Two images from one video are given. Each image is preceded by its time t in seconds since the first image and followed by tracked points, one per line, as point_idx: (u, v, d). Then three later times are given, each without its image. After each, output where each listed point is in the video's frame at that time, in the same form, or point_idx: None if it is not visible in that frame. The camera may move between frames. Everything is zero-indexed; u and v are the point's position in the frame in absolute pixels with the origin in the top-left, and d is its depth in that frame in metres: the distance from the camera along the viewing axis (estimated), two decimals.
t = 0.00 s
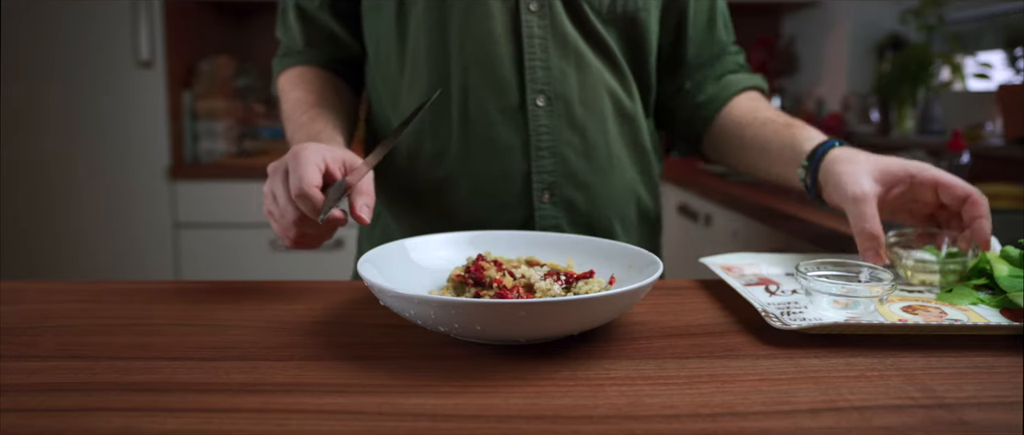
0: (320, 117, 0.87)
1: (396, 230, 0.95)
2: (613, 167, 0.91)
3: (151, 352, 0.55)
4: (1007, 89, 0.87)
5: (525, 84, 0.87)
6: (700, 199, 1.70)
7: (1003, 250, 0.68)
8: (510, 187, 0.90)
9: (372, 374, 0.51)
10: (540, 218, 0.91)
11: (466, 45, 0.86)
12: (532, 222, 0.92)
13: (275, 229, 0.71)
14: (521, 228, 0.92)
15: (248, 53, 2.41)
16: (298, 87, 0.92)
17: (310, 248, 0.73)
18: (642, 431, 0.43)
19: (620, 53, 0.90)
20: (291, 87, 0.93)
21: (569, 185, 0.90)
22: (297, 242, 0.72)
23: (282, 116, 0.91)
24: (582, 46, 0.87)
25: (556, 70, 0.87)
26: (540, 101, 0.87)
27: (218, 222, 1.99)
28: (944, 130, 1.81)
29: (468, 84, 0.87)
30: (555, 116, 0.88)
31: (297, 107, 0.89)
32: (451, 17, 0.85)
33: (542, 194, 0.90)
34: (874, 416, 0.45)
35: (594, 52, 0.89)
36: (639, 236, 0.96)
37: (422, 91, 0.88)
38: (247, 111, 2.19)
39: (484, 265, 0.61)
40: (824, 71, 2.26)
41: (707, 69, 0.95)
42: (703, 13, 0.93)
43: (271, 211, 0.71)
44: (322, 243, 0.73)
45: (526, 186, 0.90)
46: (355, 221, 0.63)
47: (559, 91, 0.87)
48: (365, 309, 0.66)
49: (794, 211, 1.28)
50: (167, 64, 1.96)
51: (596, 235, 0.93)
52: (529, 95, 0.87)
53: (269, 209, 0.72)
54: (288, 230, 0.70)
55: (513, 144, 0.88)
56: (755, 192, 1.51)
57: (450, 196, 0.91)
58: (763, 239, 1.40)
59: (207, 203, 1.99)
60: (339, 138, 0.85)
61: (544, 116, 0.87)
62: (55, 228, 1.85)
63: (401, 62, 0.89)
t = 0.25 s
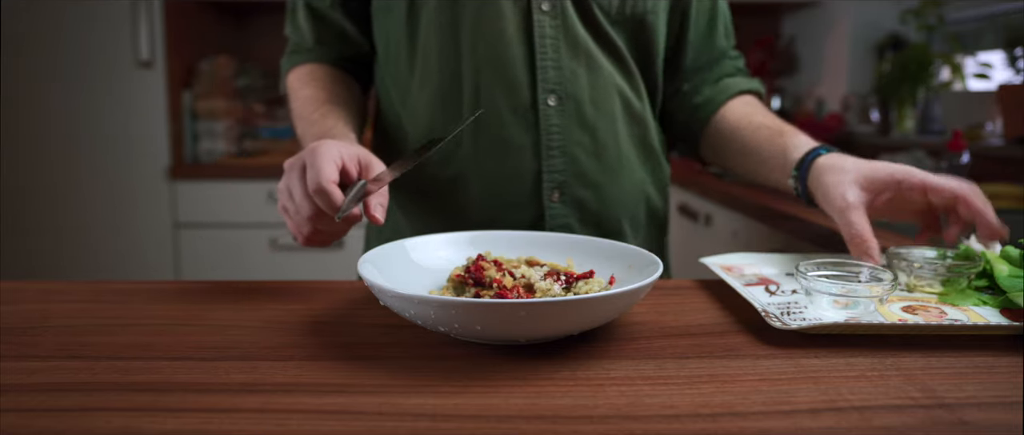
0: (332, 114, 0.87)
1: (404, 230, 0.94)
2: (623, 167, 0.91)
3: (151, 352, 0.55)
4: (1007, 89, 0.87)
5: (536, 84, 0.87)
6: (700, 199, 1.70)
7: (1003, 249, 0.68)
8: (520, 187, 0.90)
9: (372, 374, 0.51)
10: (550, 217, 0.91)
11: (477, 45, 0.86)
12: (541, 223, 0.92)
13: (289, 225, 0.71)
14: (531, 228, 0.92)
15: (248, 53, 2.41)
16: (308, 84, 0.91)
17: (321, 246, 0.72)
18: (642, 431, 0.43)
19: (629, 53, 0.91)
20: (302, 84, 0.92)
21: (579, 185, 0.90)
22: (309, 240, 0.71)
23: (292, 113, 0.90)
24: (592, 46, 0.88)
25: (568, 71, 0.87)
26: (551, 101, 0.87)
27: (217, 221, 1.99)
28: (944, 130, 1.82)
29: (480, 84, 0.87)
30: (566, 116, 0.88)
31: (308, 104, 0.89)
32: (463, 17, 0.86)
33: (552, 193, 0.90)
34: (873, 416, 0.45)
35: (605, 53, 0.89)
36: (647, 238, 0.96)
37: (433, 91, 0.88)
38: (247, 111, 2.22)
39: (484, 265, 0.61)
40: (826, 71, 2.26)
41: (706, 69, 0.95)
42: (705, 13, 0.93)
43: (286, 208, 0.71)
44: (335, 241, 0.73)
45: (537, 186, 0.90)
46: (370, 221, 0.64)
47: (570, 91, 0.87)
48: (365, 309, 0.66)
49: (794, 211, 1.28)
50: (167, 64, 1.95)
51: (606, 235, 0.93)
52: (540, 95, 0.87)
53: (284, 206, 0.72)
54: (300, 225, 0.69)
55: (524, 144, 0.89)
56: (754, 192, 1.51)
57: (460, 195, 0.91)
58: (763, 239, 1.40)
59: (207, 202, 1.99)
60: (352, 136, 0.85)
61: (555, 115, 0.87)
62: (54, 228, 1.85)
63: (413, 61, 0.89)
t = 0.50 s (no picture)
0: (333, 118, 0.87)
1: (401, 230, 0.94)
2: (620, 168, 0.91)
3: (151, 352, 0.55)
4: (1007, 90, 0.87)
5: (532, 85, 0.87)
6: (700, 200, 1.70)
7: (1003, 250, 0.68)
8: (516, 188, 0.90)
9: (372, 374, 0.51)
10: (545, 218, 0.91)
11: (473, 46, 0.86)
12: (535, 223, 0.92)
13: (282, 226, 0.71)
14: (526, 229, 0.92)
15: (247, 53, 2.41)
16: (309, 88, 0.91)
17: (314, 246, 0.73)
18: (641, 431, 0.43)
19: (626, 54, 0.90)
20: (303, 88, 0.92)
21: (574, 186, 0.90)
22: (302, 240, 0.71)
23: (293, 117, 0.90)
24: (588, 48, 0.88)
25: (563, 72, 0.87)
26: (547, 102, 0.87)
27: (217, 221, 1.99)
28: (943, 130, 1.82)
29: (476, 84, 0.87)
30: (561, 117, 0.88)
31: (308, 108, 0.89)
32: (458, 17, 0.85)
33: (547, 195, 0.90)
34: (874, 416, 0.45)
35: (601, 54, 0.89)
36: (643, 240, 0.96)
37: (429, 92, 0.88)
38: (246, 111, 2.21)
39: (484, 265, 0.61)
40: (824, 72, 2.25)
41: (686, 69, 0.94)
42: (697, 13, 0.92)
43: (278, 208, 0.71)
44: (329, 242, 0.73)
45: (532, 186, 0.90)
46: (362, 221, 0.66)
47: (566, 93, 0.87)
48: (365, 309, 0.66)
49: (794, 211, 1.28)
50: (166, 64, 1.96)
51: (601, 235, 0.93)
52: (536, 96, 0.87)
53: (277, 207, 0.71)
54: (296, 226, 0.69)
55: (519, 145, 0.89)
56: (754, 192, 1.51)
57: (455, 196, 0.91)
58: (763, 239, 1.40)
59: (207, 202, 1.99)
60: (350, 139, 0.85)
61: (551, 117, 0.88)
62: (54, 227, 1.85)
63: (408, 60, 0.89)
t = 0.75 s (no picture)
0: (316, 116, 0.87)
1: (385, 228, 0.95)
2: (597, 171, 0.90)
3: (154, 352, 0.55)
4: (1008, 89, 0.87)
5: (506, 87, 0.87)
6: (701, 200, 1.70)
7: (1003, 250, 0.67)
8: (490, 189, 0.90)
9: (372, 374, 0.51)
10: (519, 220, 0.91)
11: (446, 47, 0.85)
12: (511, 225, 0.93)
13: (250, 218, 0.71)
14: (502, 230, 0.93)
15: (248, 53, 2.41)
16: (295, 85, 0.91)
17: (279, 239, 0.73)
18: (642, 431, 0.43)
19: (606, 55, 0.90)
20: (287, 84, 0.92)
21: (548, 188, 0.90)
22: (268, 233, 0.71)
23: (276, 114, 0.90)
24: (566, 49, 0.87)
25: (538, 73, 0.86)
26: (521, 104, 0.87)
27: (217, 222, 1.99)
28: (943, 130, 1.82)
29: (450, 86, 0.87)
30: (536, 119, 0.88)
31: (291, 103, 0.89)
32: (432, 18, 0.85)
33: (522, 196, 0.90)
34: (874, 416, 0.45)
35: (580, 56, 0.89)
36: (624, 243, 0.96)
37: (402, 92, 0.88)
38: (247, 111, 2.17)
39: (487, 267, 0.61)
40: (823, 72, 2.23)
41: (675, 70, 0.93)
42: (682, 17, 0.92)
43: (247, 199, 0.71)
44: (297, 235, 0.72)
45: (506, 188, 0.91)
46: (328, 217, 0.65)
47: (541, 95, 0.87)
48: (365, 309, 0.66)
49: (794, 211, 1.28)
50: (167, 65, 1.95)
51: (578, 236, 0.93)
52: (510, 98, 0.87)
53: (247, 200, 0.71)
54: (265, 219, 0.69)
55: (493, 147, 0.89)
56: (755, 192, 1.51)
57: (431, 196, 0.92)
58: (764, 239, 1.40)
59: (207, 203, 1.98)
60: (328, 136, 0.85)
61: (525, 119, 0.87)
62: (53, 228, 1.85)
63: (385, 61, 0.88)
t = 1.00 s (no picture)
0: (298, 119, 0.88)
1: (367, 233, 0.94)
2: (583, 175, 0.89)
3: (154, 352, 0.55)
4: (1008, 89, 0.87)
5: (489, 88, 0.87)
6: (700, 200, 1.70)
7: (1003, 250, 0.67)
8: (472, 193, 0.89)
9: (372, 374, 0.51)
10: (502, 226, 0.87)
11: (427, 48, 0.85)
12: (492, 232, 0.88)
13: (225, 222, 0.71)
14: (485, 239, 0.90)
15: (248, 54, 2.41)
16: (278, 89, 0.92)
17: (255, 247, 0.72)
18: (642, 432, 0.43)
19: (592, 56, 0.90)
20: (269, 87, 0.93)
21: (532, 193, 0.88)
22: (244, 241, 0.71)
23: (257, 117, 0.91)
24: (549, 50, 0.87)
25: (521, 75, 0.86)
26: (503, 106, 0.87)
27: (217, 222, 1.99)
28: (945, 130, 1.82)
29: (431, 87, 0.87)
30: (519, 122, 0.88)
31: (273, 107, 0.90)
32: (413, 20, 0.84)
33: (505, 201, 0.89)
34: (873, 416, 0.45)
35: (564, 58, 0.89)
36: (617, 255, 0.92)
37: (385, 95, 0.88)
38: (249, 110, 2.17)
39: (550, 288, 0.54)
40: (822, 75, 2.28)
41: (670, 70, 0.92)
42: (673, 17, 0.92)
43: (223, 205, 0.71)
44: (270, 245, 0.72)
45: (490, 193, 0.89)
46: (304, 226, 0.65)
47: (523, 96, 0.87)
48: (365, 310, 0.66)
49: (794, 211, 1.28)
50: (166, 65, 1.98)
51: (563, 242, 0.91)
52: (492, 100, 0.87)
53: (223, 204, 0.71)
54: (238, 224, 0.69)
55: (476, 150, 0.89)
56: (753, 191, 1.51)
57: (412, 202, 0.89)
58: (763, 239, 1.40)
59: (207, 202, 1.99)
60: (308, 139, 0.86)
61: (507, 122, 0.87)
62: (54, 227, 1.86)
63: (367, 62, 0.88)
